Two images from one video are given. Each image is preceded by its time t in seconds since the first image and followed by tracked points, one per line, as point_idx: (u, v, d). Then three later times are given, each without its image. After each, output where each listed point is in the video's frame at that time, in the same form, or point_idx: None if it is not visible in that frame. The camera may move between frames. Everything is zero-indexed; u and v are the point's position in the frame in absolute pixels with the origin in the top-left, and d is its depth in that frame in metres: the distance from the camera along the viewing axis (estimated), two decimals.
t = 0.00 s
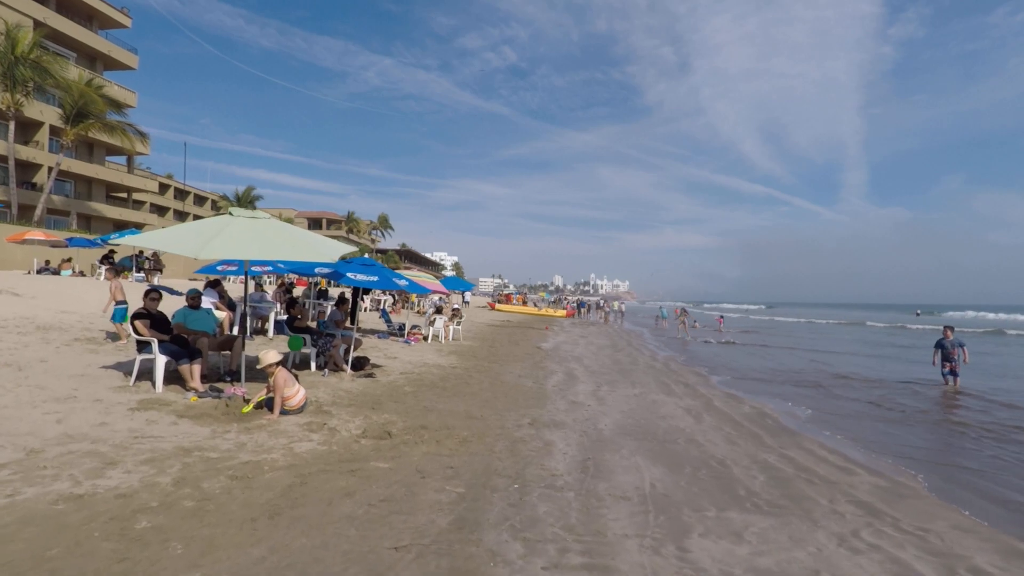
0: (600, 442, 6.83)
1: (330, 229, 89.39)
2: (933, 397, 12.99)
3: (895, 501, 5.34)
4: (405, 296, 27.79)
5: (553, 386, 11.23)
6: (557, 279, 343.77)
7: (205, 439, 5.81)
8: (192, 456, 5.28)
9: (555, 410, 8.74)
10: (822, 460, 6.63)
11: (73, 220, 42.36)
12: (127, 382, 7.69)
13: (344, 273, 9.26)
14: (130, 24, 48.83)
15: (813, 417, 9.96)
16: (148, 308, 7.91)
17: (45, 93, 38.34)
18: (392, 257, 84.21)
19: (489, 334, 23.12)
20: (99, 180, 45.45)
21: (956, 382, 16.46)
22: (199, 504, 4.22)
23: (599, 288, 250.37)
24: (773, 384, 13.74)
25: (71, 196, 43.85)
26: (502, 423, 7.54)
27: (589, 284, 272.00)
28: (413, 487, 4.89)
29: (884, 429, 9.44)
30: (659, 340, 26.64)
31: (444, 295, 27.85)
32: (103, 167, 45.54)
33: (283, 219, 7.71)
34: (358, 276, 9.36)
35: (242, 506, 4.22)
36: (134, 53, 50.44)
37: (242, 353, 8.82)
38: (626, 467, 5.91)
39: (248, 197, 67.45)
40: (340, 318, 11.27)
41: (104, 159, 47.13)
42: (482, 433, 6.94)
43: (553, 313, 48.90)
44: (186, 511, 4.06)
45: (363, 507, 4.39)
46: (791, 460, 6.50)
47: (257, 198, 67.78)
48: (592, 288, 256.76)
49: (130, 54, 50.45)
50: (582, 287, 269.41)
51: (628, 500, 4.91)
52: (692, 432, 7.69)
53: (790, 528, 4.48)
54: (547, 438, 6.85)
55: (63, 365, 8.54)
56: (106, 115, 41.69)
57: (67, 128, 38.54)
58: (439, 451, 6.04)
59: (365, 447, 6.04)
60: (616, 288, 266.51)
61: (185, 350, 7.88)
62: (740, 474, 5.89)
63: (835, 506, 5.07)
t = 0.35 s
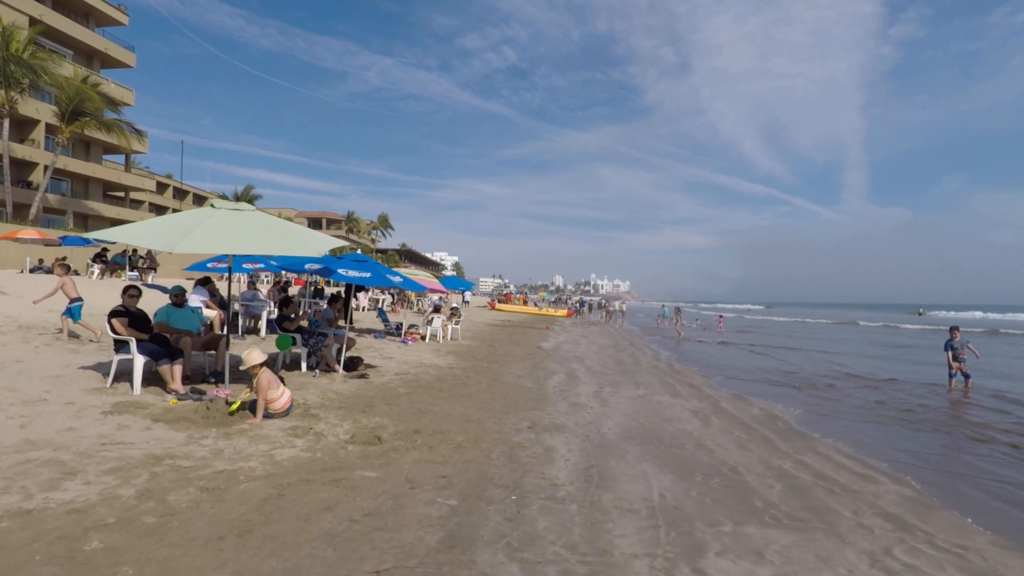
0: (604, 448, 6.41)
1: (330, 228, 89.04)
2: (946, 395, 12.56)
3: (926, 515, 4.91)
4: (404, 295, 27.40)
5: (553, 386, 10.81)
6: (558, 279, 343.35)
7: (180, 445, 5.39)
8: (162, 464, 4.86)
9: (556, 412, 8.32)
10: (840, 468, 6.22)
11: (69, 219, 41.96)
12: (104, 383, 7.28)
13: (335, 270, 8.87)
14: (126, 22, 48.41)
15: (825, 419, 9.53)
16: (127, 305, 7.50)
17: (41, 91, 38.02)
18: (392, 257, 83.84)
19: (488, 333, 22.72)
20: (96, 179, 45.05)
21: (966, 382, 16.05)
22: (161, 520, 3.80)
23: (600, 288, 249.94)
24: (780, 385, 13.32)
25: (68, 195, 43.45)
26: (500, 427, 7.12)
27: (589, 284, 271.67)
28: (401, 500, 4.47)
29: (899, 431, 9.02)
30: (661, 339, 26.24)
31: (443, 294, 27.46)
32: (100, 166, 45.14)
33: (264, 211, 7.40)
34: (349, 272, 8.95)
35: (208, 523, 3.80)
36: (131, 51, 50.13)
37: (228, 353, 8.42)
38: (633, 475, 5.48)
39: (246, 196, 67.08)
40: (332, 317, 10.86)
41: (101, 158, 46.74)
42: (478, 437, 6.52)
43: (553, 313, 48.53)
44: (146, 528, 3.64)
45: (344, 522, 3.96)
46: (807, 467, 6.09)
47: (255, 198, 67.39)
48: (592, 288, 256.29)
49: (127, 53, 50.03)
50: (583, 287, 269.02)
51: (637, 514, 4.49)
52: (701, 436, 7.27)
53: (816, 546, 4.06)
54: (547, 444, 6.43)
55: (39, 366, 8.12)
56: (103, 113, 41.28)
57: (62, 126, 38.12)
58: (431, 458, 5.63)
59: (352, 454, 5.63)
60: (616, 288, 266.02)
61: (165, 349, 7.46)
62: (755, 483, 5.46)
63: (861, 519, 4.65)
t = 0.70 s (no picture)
0: (606, 465, 5.96)
1: (330, 229, 88.55)
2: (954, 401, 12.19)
3: (958, 544, 4.49)
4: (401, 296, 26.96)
5: (552, 393, 10.37)
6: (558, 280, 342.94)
7: (144, 464, 4.94)
8: (120, 487, 4.41)
9: (555, 422, 7.89)
10: (858, 486, 5.79)
11: (64, 219, 41.46)
12: (73, 394, 6.83)
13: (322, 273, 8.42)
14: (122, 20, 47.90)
15: (836, 428, 9.12)
16: (99, 310, 7.04)
17: (35, 89, 37.51)
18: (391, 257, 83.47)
19: (487, 335, 22.32)
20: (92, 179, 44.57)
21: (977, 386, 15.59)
22: (107, 558, 3.36)
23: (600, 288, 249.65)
24: (786, 390, 12.86)
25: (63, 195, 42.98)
26: (495, 440, 6.67)
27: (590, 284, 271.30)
28: (381, 529, 4.03)
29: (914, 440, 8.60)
30: (662, 341, 25.81)
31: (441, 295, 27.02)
32: (96, 165, 44.66)
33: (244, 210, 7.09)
34: (337, 275, 8.50)
35: (159, 562, 3.37)
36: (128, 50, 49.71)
37: (208, 360, 7.98)
38: (638, 497, 5.04)
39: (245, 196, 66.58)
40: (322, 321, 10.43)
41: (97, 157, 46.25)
42: (470, 452, 6.08)
43: (553, 313, 48.11)
44: (86, 570, 3.21)
45: (313, 560, 3.53)
46: (824, 486, 5.66)
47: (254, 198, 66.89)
48: (593, 288, 255.81)
49: (124, 51, 49.49)
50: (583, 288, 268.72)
51: (643, 546, 4.04)
52: (709, 450, 6.82)
53: None
54: (544, 460, 5.99)
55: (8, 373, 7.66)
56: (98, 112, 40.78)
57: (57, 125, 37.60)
58: (418, 477, 5.19)
59: (332, 472, 5.19)
60: (616, 288, 265.78)
61: (138, 357, 7.01)
62: (770, 506, 5.04)
63: (889, 550, 4.21)
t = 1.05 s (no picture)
0: (613, 476, 5.54)
1: (330, 228, 88.16)
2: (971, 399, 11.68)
3: (1004, 567, 4.08)
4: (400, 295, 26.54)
5: (554, 396, 9.94)
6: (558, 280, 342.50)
7: (109, 477, 4.51)
8: (79, 505, 3.98)
9: (558, 428, 7.47)
10: (887, 500, 5.38)
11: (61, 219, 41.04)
12: (44, 399, 6.40)
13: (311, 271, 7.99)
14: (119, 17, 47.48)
15: (854, 431, 8.69)
16: (75, 308, 6.62)
17: (30, 87, 37.10)
18: (391, 257, 83.11)
19: (486, 335, 21.92)
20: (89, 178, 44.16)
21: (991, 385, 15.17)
22: None
23: (600, 288, 249.25)
24: (797, 390, 12.43)
25: (59, 194, 42.55)
26: (495, 448, 6.25)
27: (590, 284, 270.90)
28: (366, 553, 3.61)
29: (937, 443, 8.19)
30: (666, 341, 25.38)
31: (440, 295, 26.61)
32: (93, 164, 44.24)
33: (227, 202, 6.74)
34: (327, 273, 8.08)
35: None
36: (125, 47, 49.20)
37: (193, 361, 7.55)
38: (649, 513, 4.63)
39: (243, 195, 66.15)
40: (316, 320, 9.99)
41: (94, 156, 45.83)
42: (468, 462, 5.66)
43: (554, 314, 47.73)
44: None
45: None
46: (851, 499, 5.24)
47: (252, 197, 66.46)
48: (593, 288, 255.35)
49: (121, 49, 49.08)
50: (583, 288, 268.34)
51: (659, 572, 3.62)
52: (722, 458, 6.41)
53: None
54: (547, 471, 5.55)
55: None
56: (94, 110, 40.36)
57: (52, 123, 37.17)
58: (410, 490, 4.77)
59: (317, 485, 4.77)
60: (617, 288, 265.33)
61: (114, 360, 6.57)
62: (796, 523, 4.62)
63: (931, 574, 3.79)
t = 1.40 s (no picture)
0: (618, 492, 5.16)
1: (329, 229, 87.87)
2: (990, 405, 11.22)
3: None
4: (398, 296, 26.19)
5: (555, 401, 9.56)
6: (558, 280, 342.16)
7: (69, 498, 4.13)
8: (31, 531, 3.60)
9: (559, 437, 7.08)
10: (912, 519, 5.01)
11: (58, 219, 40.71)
12: (13, 408, 6.02)
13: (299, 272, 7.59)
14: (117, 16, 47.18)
15: (869, 436, 8.32)
16: (47, 311, 6.24)
17: (26, 86, 36.78)
18: (390, 257, 82.81)
19: (486, 337, 21.56)
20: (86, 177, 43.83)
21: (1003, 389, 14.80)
22: None
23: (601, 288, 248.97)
24: (805, 394, 12.05)
25: (57, 194, 42.22)
26: (492, 461, 5.87)
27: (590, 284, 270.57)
28: None
29: (956, 450, 7.82)
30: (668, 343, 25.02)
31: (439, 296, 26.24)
32: (90, 163, 43.91)
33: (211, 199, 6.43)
34: (317, 274, 7.68)
35: None
36: (123, 46, 48.91)
37: (175, 365, 7.20)
38: (659, 536, 4.25)
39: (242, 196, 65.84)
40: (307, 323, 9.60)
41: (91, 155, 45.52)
42: (462, 477, 5.27)
43: (554, 314, 47.39)
44: None
45: None
46: (875, 519, 4.87)
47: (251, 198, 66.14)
48: (594, 288, 255.17)
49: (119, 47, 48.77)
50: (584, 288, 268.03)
51: None
52: (734, 470, 6.02)
53: None
54: (548, 487, 5.16)
55: None
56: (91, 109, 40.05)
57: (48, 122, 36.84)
58: (398, 510, 4.39)
59: (298, 505, 4.40)
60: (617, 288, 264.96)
61: (88, 366, 6.18)
62: (818, 546, 4.24)
63: None
